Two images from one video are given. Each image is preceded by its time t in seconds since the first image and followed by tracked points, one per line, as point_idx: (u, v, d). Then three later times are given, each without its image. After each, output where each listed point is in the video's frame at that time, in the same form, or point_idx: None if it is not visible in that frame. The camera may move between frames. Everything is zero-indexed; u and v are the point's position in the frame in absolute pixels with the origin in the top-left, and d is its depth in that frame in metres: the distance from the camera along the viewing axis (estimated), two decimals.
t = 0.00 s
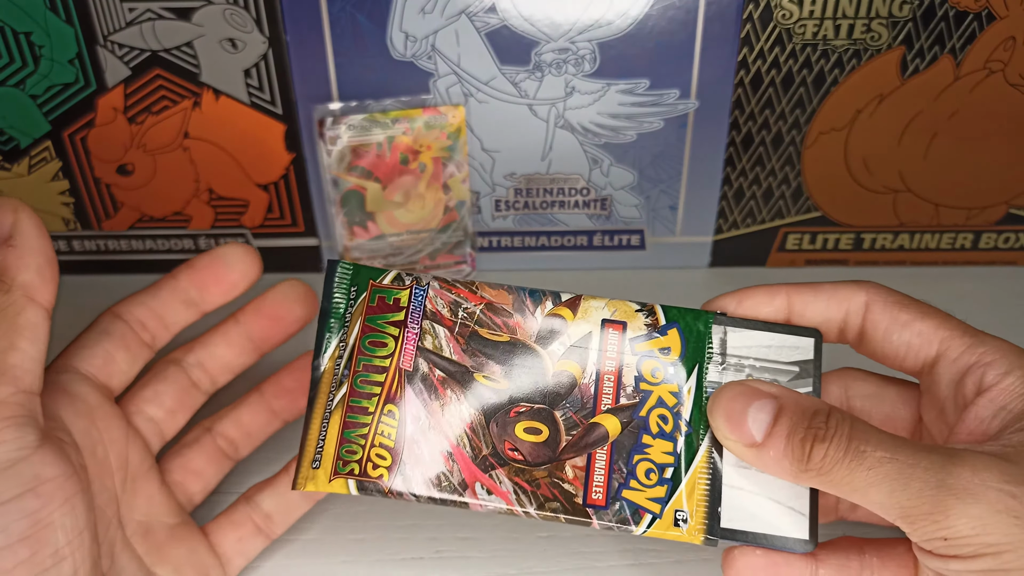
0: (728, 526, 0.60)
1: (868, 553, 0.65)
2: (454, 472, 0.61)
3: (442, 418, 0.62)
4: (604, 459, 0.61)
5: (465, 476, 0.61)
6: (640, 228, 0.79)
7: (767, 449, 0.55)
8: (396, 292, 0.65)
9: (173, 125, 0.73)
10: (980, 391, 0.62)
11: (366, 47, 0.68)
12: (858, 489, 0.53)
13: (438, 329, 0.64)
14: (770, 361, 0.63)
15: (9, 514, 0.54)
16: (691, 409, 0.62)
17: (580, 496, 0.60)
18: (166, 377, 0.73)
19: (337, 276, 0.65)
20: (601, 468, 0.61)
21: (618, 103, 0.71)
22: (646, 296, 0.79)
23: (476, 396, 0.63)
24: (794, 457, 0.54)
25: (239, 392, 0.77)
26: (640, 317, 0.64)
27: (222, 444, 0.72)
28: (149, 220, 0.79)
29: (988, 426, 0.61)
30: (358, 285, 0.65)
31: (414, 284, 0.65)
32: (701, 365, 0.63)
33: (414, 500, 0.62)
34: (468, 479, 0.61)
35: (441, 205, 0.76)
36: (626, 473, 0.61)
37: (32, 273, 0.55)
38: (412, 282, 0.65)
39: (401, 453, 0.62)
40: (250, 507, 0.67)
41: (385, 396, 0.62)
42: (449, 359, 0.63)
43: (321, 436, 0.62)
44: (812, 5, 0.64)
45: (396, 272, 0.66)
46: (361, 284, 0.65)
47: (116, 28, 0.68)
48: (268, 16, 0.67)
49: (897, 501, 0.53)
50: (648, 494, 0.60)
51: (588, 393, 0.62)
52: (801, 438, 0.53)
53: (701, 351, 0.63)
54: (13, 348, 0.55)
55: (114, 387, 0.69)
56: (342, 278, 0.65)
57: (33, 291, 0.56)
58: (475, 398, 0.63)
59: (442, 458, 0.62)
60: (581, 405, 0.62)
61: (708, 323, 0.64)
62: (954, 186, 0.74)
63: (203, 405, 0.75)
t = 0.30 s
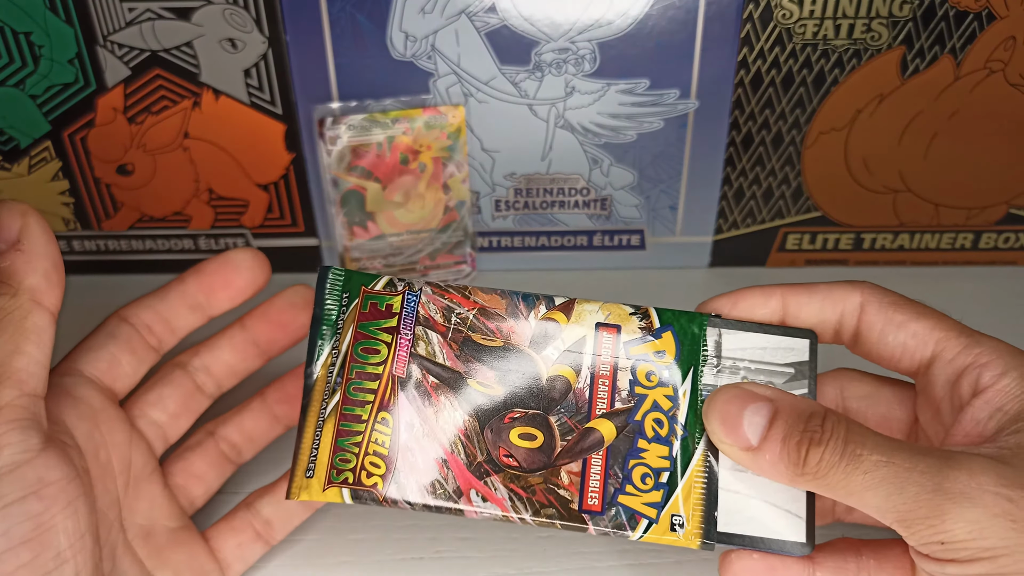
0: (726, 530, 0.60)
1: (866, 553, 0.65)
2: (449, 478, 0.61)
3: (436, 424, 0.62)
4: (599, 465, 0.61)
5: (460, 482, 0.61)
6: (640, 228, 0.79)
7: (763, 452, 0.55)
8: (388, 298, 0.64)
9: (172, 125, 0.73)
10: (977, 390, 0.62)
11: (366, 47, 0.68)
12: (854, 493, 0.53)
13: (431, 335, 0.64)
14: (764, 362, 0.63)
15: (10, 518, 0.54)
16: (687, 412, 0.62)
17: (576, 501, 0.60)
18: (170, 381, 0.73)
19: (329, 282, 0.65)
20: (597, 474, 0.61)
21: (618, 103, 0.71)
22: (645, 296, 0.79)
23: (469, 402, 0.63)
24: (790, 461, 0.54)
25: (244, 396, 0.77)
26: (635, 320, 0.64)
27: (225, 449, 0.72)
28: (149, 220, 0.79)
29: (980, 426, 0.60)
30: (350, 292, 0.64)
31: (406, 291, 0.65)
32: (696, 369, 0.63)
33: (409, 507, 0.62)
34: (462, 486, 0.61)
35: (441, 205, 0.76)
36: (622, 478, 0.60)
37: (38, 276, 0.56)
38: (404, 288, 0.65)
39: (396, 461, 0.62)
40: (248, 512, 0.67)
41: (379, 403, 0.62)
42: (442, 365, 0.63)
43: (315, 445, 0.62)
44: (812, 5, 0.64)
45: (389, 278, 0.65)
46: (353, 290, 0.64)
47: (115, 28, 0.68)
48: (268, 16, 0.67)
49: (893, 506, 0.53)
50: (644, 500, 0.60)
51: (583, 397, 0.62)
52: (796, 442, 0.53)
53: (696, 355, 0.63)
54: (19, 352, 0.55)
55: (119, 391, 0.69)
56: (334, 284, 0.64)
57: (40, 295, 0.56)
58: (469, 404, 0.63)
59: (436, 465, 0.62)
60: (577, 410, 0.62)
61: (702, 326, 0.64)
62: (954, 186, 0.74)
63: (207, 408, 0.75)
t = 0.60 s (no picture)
0: (722, 535, 0.60)
1: (865, 552, 0.65)
2: (447, 496, 0.61)
3: (432, 442, 0.62)
4: (595, 475, 0.61)
5: (458, 500, 0.61)
6: (640, 228, 0.79)
7: (755, 461, 0.54)
8: (380, 316, 0.64)
9: (173, 125, 0.73)
10: (974, 395, 0.62)
11: (366, 47, 0.68)
12: (844, 503, 0.53)
13: (424, 353, 0.63)
14: (760, 364, 0.63)
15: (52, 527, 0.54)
16: (682, 420, 0.62)
17: (574, 514, 0.60)
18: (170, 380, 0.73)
19: (321, 301, 0.64)
20: (593, 485, 0.61)
21: (618, 103, 0.71)
22: (645, 296, 0.79)
23: (464, 419, 0.62)
24: (782, 471, 0.53)
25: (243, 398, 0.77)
26: (627, 327, 0.64)
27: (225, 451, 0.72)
28: (149, 220, 0.79)
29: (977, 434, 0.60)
30: (342, 310, 0.64)
31: (398, 308, 0.64)
32: (690, 376, 0.63)
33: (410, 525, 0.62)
34: (460, 503, 0.61)
35: (441, 205, 0.76)
36: (618, 489, 0.61)
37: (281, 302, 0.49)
38: (395, 305, 0.64)
39: (395, 481, 0.61)
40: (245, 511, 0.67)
41: (376, 424, 0.62)
42: (437, 383, 0.63)
43: (317, 466, 0.61)
44: (812, 5, 0.64)
45: (379, 295, 0.65)
46: (346, 309, 0.64)
47: (115, 28, 0.68)
48: (268, 16, 0.67)
49: (883, 519, 0.53)
50: (641, 510, 0.60)
51: (578, 409, 0.62)
52: (789, 451, 0.53)
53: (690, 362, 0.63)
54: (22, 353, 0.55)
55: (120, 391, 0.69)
56: (327, 303, 0.64)
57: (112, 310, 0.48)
58: (464, 421, 0.62)
59: (434, 483, 0.62)
60: (571, 422, 0.62)
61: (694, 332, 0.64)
62: (953, 186, 0.74)
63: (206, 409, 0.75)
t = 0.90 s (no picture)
0: (719, 546, 0.59)
1: (862, 551, 0.65)
2: (439, 524, 0.60)
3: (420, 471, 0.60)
4: (587, 493, 0.59)
5: (449, 527, 0.60)
6: (640, 228, 0.79)
7: (743, 474, 0.54)
8: (358, 345, 0.62)
9: (173, 125, 0.73)
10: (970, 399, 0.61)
11: (366, 47, 0.68)
12: (836, 519, 0.52)
13: (406, 379, 0.61)
14: (750, 370, 0.61)
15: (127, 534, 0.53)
16: (674, 434, 0.60)
17: (568, 534, 0.59)
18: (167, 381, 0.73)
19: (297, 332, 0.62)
20: (585, 503, 0.59)
21: (618, 103, 0.71)
22: (645, 296, 0.79)
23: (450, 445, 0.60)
24: (769, 484, 0.52)
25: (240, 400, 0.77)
26: (611, 340, 0.61)
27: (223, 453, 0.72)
28: (149, 220, 0.79)
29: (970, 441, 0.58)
30: (321, 340, 0.62)
31: (376, 335, 0.62)
32: (678, 388, 0.60)
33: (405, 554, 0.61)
34: (453, 529, 0.59)
35: (442, 205, 0.76)
36: (611, 506, 0.59)
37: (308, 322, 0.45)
38: (373, 332, 0.62)
39: (385, 512, 0.60)
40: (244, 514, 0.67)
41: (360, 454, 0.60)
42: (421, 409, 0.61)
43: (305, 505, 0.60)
44: (812, 5, 0.64)
45: (357, 322, 0.62)
46: (324, 339, 0.62)
47: (115, 28, 0.68)
48: (268, 16, 0.67)
49: (878, 536, 0.51)
50: (635, 526, 0.58)
51: (565, 428, 0.60)
52: (774, 465, 0.52)
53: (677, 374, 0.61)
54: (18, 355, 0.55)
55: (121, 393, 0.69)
56: (303, 333, 0.62)
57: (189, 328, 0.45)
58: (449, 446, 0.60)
59: (426, 510, 0.60)
60: (560, 441, 0.59)
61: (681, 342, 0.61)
62: (953, 186, 0.74)
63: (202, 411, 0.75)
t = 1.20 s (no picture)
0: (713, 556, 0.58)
1: (856, 557, 0.65)
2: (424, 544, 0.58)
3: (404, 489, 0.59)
4: (576, 507, 0.58)
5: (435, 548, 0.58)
6: (640, 228, 0.79)
7: (737, 485, 0.53)
8: (334, 362, 0.60)
9: (173, 125, 0.73)
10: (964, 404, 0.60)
11: (366, 47, 0.68)
12: (831, 530, 0.52)
13: (385, 396, 0.59)
14: (735, 374, 0.59)
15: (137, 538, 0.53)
16: (662, 442, 0.58)
17: (557, 549, 0.58)
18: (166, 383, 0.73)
19: (267, 351, 0.60)
20: (574, 518, 0.58)
21: (618, 103, 0.71)
22: (646, 296, 0.79)
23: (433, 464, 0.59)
24: (765, 495, 0.52)
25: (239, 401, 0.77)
26: (597, 350, 0.59)
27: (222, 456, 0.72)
28: (149, 220, 0.79)
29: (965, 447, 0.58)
30: (293, 358, 0.60)
31: (352, 351, 0.60)
32: (666, 395, 0.59)
33: None
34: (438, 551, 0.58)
35: (441, 205, 0.76)
36: (601, 520, 0.58)
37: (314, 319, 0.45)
38: (348, 348, 0.60)
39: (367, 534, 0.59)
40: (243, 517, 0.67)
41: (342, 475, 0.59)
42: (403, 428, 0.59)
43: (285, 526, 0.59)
44: (812, 5, 0.64)
45: (331, 337, 0.60)
46: (295, 357, 0.60)
47: (115, 28, 0.68)
48: (268, 16, 0.67)
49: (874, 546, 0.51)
50: (626, 539, 0.58)
51: (552, 440, 0.58)
52: (770, 476, 0.51)
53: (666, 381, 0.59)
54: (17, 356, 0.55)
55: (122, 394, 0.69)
56: (273, 353, 0.60)
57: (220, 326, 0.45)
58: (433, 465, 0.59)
59: (409, 531, 0.59)
60: (546, 455, 0.58)
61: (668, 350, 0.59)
62: (952, 186, 0.74)
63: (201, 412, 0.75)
